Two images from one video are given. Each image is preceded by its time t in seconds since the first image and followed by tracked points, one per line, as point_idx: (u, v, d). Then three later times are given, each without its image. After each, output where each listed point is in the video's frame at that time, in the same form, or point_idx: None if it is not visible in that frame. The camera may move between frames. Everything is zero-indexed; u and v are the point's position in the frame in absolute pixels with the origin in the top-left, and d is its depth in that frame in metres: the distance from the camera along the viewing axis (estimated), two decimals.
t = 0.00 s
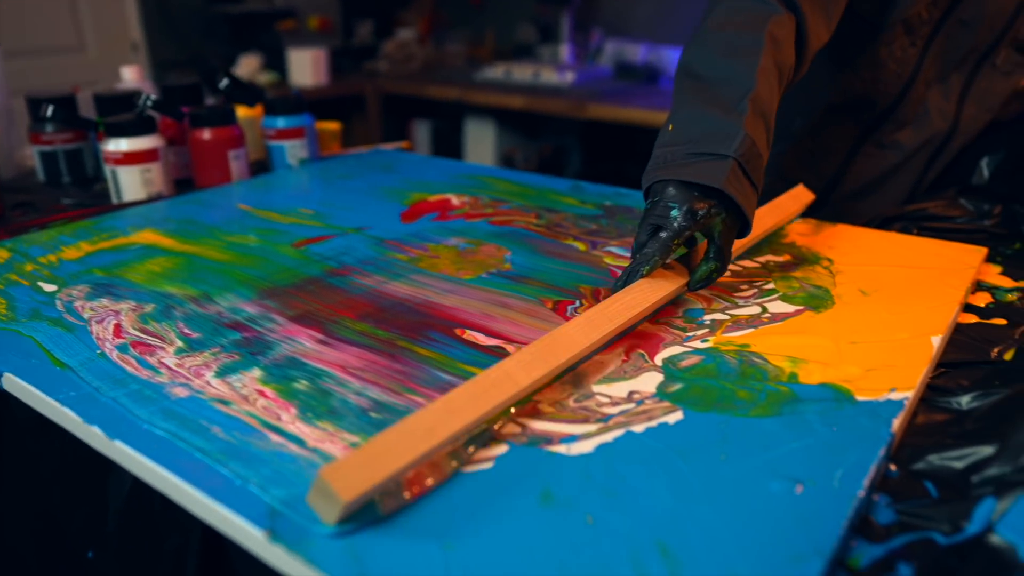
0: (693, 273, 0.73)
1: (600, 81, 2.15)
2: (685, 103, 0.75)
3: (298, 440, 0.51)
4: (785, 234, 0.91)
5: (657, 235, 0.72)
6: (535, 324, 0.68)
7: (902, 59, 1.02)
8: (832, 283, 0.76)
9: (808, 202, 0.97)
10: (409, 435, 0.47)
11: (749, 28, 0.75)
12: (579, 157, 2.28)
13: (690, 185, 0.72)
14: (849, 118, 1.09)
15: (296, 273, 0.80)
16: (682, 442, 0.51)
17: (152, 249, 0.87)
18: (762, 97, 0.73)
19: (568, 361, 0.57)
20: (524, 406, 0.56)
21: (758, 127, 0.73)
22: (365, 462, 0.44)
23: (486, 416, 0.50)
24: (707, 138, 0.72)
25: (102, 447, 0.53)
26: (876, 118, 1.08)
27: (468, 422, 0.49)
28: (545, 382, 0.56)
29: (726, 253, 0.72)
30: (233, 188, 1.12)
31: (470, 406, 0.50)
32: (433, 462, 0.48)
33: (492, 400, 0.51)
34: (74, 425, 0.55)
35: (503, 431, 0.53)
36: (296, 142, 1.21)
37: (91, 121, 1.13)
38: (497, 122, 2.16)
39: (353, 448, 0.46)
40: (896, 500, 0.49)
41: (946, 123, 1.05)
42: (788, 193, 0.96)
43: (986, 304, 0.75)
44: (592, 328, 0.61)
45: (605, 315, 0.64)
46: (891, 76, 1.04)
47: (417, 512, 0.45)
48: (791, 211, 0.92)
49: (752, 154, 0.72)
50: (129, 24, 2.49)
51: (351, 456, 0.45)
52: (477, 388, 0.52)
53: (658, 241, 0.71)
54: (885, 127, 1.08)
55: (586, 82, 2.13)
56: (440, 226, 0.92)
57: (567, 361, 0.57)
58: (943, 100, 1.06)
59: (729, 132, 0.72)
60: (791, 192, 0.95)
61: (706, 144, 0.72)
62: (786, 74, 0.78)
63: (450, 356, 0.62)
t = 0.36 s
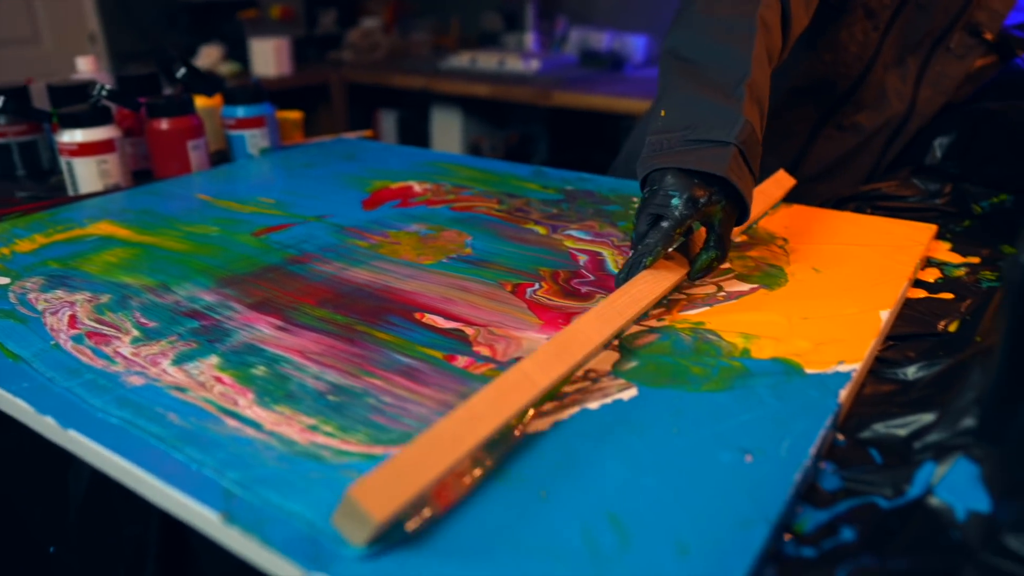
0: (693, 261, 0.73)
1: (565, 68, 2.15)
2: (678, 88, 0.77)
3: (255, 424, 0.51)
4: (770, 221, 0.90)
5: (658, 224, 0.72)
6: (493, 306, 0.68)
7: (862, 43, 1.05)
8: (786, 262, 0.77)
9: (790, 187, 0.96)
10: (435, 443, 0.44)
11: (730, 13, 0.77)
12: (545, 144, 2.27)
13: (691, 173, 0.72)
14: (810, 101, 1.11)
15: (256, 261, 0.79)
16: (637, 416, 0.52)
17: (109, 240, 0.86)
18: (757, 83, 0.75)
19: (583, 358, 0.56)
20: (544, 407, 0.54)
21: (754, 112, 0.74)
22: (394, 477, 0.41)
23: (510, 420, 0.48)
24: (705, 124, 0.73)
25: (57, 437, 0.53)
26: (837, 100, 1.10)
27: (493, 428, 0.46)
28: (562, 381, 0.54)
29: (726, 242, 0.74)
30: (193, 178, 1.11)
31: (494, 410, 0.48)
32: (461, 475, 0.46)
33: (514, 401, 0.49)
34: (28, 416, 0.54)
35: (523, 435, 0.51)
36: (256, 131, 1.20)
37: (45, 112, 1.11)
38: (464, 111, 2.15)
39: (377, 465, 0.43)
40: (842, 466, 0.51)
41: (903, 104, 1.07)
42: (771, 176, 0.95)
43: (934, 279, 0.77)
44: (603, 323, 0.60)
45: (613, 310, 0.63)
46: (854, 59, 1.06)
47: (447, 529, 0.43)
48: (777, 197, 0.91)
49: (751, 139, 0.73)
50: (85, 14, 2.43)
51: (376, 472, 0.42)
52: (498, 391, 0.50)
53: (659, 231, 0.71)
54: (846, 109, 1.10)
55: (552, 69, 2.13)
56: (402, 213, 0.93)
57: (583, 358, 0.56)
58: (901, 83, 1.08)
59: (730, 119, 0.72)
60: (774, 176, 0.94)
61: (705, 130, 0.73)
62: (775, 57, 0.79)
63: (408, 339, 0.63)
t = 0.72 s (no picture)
0: (669, 253, 0.73)
1: (521, 60, 2.16)
2: (646, 80, 0.78)
3: (206, 416, 0.51)
4: (752, 213, 0.90)
5: (630, 216, 0.72)
6: (446, 296, 0.69)
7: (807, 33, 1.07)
8: (732, 247, 0.79)
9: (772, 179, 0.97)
10: (397, 434, 0.44)
11: (699, 7, 0.78)
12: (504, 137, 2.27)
13: (662, 164, 0.73)
14: (758, 91, 1.13)
15: (208, 255, 0.79)
16: (586, 398, 0.54)
17: (56, 237, 0.85)
18: (724, 74, 0.77)
19: (554, 348, 0.56)
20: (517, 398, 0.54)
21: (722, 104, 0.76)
22: (352, 467, 0.42)
23: (476, 410, 0.48)
24: (676, 115, 0.75)
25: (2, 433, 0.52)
26: (782, 90, 1.13)
27: (458, 417, 0.46)
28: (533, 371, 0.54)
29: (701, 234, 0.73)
30: (143, 173, 1.09)
31: (460, 400, 0.48)
32: (426, 465, 0.46)
33: (482, 390, 0.49)
34: None
35: (494, 425, 0.51)
36: (208, 126, 1.19)
37: None
38: (421, 104, 2.15)
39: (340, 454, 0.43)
40: (782, 441, 0.53)
41: (845, 94, 1.10)
42: (754, 169, 0.96)
43: (873, 262, 0.80)
44: (576, 313, 0.60)
45: (585, 300, 0.63)
46: (799, 51, 1.09)
47: (411, 518, 0.43)
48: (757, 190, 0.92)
49: (721, 130, 0.75)
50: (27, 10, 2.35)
51: (337, 461, 0.42)
52: (466, 381, 0.50)
53: (632, 223, 0.71)
54: (792, 99, 1.12)
55: (507, 62, 2.14)
56: (357, 206, 0.93)
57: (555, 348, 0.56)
58: (842, 72, 1.10)
59: (700, 111, 0.74)
60: (757, 169, 0.95)
61: (677, 122, 0.74)
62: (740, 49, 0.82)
63: (361, 329, 0.63)
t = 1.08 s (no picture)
0: (685, 254, 0.71)
1: (498, 57, 2.16)
2: (655, 77, 0.78)
3: (180, 413, 0.51)
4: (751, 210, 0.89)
5: (650, 217, 0.70)
6: (422, 291, 0.69)
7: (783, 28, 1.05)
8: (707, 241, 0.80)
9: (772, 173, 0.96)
10: (461, 457, 0.42)
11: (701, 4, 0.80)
12: (482, 133, 2.26)
13: (681, 163, 0.72)
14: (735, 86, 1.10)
15: (182, 254, 0.78)
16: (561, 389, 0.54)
17: (26, 236, 0.84)
18: (737, 73, 0.76)
19: (594, 356, 0.54)
20: (559, 414, 0.51)
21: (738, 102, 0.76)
22: (425, 496, 0.39)
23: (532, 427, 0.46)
24: (692, 114, 0.74)
25: None
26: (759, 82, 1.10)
27: (517, 437, 0.44)
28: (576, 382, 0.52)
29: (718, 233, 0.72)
30: (117, 171, 1.08)
31: (515, 418, 0.46)
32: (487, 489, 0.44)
33: (535, 406, 0.47)
34: None
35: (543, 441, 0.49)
36: (182, 123, 1.18)
37: None
38: (398, 101, 2.14)
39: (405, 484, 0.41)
40: (754, 431, 0.54)
41: (818, 87, 1.10)
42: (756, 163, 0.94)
43: (845, 254, 0.81)
44: (611, 319, 0.58)
45: (617, 307, 0.60)
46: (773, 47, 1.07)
47: (479, 550, 0.41)
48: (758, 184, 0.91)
49: (740, 129, 0.73)
50: None
51: (406, 491, 0.40)
52: (519, 396, 0.48)
53: (652, 224, 0.70)
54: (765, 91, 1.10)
55: (485, 58, 2.14)
56: (333, 202, 0.92)
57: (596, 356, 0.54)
58: (815, 67, 1.10)
59: (716, 110, 0.73)
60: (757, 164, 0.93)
61: (693, 120, 0.73)
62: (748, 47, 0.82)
63: (337, 325, 0.63)
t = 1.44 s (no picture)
0: (693, 253, 0.71)
1: (468, 53, 2.16)
2: (653, 76, 0.78)
3: (139, 414, 0.50)
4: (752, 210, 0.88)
5: (655, 217, 0.69)
6: (387, 289, 0.69)
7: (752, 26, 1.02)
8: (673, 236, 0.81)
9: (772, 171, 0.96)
10: (462, 462, 0.42)
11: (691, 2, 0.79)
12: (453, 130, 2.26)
13: (684, 163, 0.71)
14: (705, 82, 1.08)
15: (143, 253, 0.77)
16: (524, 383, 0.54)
17: None
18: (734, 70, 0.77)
19: (601, 356, 0.53)
20: (566, 417, 0.51)
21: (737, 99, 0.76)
22: (424, 503, 0.39)
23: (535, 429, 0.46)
24: (693, 112, 0.74)
25: None
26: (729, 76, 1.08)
27: (520, 440, 0.44)
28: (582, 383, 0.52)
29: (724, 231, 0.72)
30: (77, 170, 1.06)
31: (519, 421, 0.46)
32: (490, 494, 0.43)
33: (537, 408, 0.47)
34: None
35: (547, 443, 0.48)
36: (143, 120, 1.17)
37: None
38: (367, 97, 2.13)
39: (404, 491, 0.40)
40: (715, 423, 0.54)
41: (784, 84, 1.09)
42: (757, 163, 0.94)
43: (807, 248, 0.83)
44: (615, 319, 0.58)
45: (623, 306, 0.60)
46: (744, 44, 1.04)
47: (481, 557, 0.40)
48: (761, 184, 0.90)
49: (740, 126, 0.73)
50: None
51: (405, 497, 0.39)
52: (521, 399, 0.47)
53: (657, 224, 0.69)
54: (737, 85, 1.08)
55: (454, 55, 2.13)
56: (299, 201, 0.92)
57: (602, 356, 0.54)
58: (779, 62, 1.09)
59: (718, 107, 0.73)
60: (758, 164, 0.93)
61: (694, 119, 0.73)
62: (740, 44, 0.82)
63: (301, 324, 0.63)
